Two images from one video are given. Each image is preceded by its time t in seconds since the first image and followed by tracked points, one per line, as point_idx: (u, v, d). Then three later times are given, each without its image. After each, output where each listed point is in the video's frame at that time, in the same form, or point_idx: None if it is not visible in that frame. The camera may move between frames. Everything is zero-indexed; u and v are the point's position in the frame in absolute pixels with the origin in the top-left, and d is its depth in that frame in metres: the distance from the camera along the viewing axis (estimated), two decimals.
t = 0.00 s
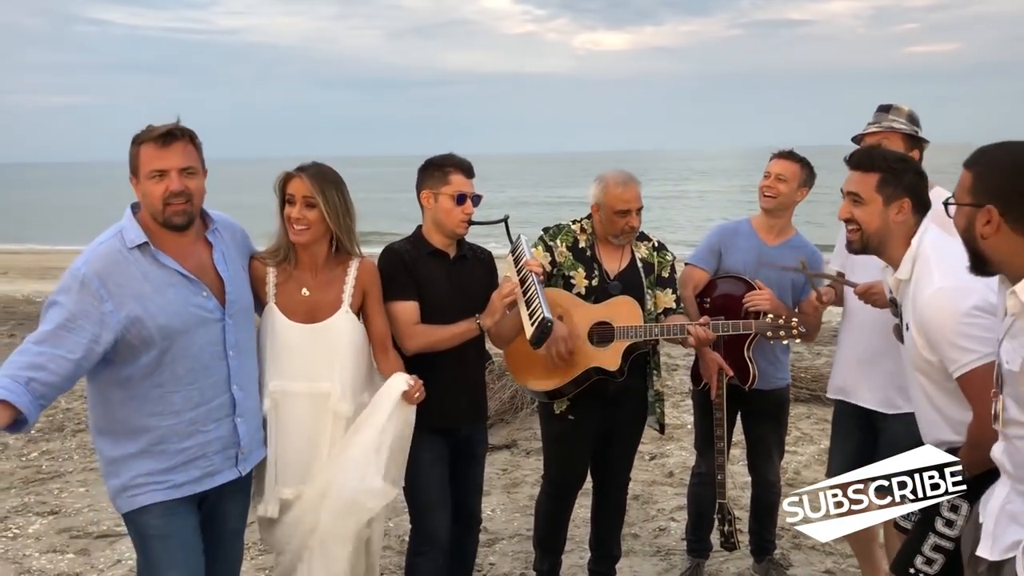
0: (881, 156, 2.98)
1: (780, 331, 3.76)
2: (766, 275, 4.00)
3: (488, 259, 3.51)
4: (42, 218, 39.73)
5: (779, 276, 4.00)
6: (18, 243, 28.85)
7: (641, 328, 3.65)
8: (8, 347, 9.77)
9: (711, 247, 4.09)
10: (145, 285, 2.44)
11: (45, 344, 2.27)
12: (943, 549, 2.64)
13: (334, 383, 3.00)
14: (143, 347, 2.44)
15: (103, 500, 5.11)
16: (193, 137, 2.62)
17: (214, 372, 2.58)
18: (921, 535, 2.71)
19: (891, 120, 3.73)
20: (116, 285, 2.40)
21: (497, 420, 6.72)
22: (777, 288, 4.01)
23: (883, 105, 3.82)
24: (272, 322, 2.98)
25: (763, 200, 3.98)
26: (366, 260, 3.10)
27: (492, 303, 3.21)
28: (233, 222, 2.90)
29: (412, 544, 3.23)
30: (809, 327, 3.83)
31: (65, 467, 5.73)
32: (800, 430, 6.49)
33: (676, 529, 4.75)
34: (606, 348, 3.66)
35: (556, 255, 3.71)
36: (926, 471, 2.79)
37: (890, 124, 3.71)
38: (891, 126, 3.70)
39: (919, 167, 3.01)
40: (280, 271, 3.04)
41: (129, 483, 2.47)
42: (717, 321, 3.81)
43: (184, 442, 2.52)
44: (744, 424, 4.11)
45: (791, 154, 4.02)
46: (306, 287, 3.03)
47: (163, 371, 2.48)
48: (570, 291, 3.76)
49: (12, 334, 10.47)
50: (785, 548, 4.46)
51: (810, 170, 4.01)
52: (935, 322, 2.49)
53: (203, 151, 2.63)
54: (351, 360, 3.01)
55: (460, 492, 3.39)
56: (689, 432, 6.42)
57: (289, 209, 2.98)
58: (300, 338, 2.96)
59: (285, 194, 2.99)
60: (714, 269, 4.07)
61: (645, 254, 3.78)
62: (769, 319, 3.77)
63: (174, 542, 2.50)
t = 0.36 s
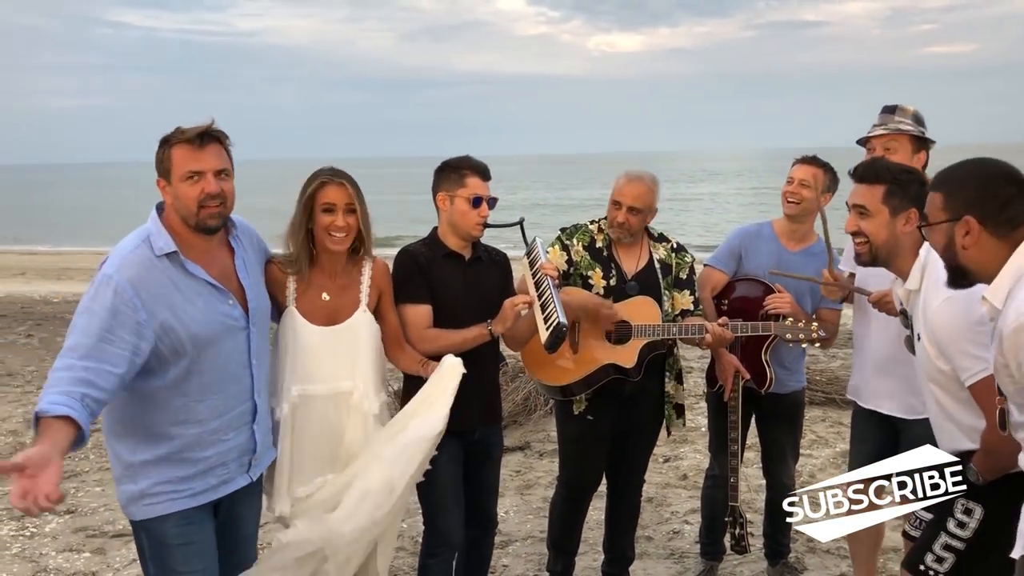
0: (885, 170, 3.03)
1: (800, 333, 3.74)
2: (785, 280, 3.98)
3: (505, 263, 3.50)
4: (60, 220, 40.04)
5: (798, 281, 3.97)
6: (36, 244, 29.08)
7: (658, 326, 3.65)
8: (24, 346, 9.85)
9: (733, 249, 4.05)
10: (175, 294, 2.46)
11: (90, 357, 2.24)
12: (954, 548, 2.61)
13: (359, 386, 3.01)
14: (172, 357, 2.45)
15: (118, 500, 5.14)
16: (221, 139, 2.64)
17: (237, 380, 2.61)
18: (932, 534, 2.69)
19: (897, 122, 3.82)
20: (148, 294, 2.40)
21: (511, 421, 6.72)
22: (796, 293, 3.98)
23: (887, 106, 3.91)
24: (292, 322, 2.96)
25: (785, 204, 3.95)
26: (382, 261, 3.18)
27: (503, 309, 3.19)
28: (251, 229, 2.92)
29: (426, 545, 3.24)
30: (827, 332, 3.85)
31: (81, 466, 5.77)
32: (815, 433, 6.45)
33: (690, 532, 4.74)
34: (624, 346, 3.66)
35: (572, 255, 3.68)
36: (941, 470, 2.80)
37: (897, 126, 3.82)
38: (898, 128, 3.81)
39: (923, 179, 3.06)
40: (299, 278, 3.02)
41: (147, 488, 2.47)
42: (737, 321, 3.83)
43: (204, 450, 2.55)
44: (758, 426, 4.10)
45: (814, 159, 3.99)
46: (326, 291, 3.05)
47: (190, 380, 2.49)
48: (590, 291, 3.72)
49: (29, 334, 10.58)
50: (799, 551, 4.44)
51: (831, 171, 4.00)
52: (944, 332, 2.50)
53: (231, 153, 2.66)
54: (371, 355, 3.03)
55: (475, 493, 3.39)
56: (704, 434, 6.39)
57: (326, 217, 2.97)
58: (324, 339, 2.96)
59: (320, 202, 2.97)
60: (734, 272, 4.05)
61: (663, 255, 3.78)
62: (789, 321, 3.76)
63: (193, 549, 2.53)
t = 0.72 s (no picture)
0: (887, 170, 2.91)
1: (808, 334, 3.72)
2: (797, 279, 3.97)
3: (516, 263, 3.50)
4: (70, 220, 40.19)
5: (811, 281, 3.96)
6: (46, 244, 29.20)
7: (663, 328, 3.64)
8: (34, 346, 9.88)
9: (744, 248, 4.03)
10: (186, 292, 2.47)
11: (93, 351, 2.26)
12: (955, 548, 2.61)
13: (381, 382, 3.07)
14: (184, 356, 2.46)
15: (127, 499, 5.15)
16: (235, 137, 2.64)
17: (250, 379, 2.61)
18: (932, 534, 2.69)
19: (880, 138, 3.76)
20: (157, 292, 2.41)
21: (519, 421, 6.72)
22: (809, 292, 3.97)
23: (870, 122, 3.85)
24: (312, 322, 2.95)
25: (797, 205, 3.92)
26: (394, 258, 3.18)
27: (518, 305, 3.17)
28: (265, 226, 2.91)
29: (435, 546, 3.23)
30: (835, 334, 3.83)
31: (90, 466, 5.78)
32: (825, 434, 6.42)
33: (698, 532, 4.72)
34: (631, 348, 3.65)
35: (580, 254, 3.70)
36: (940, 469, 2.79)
37: (880, 142, 3.75)
38: (882, 144, 3.73)
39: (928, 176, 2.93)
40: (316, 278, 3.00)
41: (158, 488, 2.48)
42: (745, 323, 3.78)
43: (218, 450, 2.56)
44: (767, 427, 4.08)
45: (824, 159, 3.98)
46: (343, 292, 3.04)
47: (202, 379, 2.50)
48: (597, 291, 3.74)
49: (38, 334, 10.62)
50: (808, 553, 4.42)
51: (845, 172, 3.97)
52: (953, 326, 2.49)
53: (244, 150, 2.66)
54: (385, 354, 3.07)
55: (483, 494, 3.38)
56: (713, 435, 6.37)
57: (349, 220, 2.92)
58: (340, 341, 2.98)
59: (343, 205, 2.92)
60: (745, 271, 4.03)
61: (672, 254, 3.76)
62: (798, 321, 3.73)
63: (203, 549, 2.54)
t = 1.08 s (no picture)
0: (897, 123, 2.80)
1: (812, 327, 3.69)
2: (802, 275, 3.95)
3: (523, 261, 3.49)
4: (74, 217, 40.25)
5: (816, 276, 3.94)
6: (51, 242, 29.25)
7: (667, 322, 3.65)
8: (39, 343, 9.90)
9: (748, 243, 4.03)
10: (194, 278, 2.48)
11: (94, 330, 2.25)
12: (969, 534, 2.62)
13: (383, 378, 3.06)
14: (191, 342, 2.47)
15: (133, 496, 5.16)
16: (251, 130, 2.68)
17: (259, 367, 2.62)
18: (945, 524, 2.70)
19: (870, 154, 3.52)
20: (165, 278, 2.42)
21: (523, 417, 6.72)
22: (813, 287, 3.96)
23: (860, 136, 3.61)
24: (317, 318, 2.96)
25: (799, 197, 3.93)
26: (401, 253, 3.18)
27: (522, 307, 3.19)
28: (275, 221, 2.92)
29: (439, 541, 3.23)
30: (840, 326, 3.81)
31: (96, 462, 5.80)
32: (829, 429, 6.42)
33: (703, 527, 4.72)
34: (633, 342, 3.66)
35: (580, 249, 3.69)
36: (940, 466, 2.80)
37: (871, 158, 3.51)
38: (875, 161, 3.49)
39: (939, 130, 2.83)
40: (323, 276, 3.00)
41: (170, 480, 2.49)
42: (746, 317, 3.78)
43: (226, 438, 2.56)
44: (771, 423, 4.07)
45: (824, 152, 3.95)
46: (349, 289, 3.05)
47: (210, 366, 2.51)
48: (597, 286, 3.72)
49: (43, 331, 10.64)
50: (813, 548, 4.42)
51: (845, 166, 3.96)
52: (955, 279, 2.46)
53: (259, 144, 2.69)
54: (390, 350, 3.07)
55: (487, 489, 3.39)
56: (717, 430, 6.36)
57: (354, 220, 2.94)
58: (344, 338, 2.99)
59: (349, 206, 2.93)
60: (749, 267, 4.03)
61: (672, 248, 3.77)
62: (800, 314, 3.70)
63: (213, 543, 2.55)
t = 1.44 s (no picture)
0: (930, 70, 2.72)
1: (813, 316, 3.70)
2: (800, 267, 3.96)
3: (526, 255, 3.48)
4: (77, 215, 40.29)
5: (815, 266, 3.96)
6: (53, 240, 29.28)
7: (668, 313, 3.68)
8: (43, 339, 9.93)
9: (744, 237, 4.01)
10: (200, 276, 2.48)
11: (117, 348, 2.34)
12: (967, 523, 2.68)
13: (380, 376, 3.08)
14: (201, 338, 2.49)
15: (137, 491, 5.18)
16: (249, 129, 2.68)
17: (264, 361, 2.63)
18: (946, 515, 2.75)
19: (871, 155, 3.45)
20: (173, 279, 2.44)
21: (525, 412, 6.74)
22: (811, 279, 3.96)
23: (864, 136, 3.55)
24: (311, 323, 3.00)
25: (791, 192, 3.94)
26: (396, 260, 3.18)
27: (526, 302, 3.19)
28: (275, 220, 2.93)
29: (442, 536, 3.25)
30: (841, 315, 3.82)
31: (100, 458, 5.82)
32: (831, 423, 6.42)
33: (705, 521, 4.73)
34: (635, 334, 3.67)
35: (581, 245, 3.70)
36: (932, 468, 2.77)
37: (872, 162, 3.43)
38: (875, 165, 3.41)
39: (979, 64, 2.69)
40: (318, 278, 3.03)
41: (176, 475, 2.51)
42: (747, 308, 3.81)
43: (233, 431, 2.58)
44: (773, 417, 4.08)
45: (815, 144, 3.97)
46: (343, 291, 3.07)
47: (217, 361, 2.53)
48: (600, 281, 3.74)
49: (46, 328, 10.65)
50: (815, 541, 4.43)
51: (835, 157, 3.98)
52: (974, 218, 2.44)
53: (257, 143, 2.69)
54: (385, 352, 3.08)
55: (492, 484, 3.41)
56: (719, 424, 6.37)
57: (339, 220, 2.96)
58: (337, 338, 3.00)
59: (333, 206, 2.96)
60: (746, 260, 4.01)
61: (673, 245, 3.78)
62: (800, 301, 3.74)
63: (219, 536, 2.56)
